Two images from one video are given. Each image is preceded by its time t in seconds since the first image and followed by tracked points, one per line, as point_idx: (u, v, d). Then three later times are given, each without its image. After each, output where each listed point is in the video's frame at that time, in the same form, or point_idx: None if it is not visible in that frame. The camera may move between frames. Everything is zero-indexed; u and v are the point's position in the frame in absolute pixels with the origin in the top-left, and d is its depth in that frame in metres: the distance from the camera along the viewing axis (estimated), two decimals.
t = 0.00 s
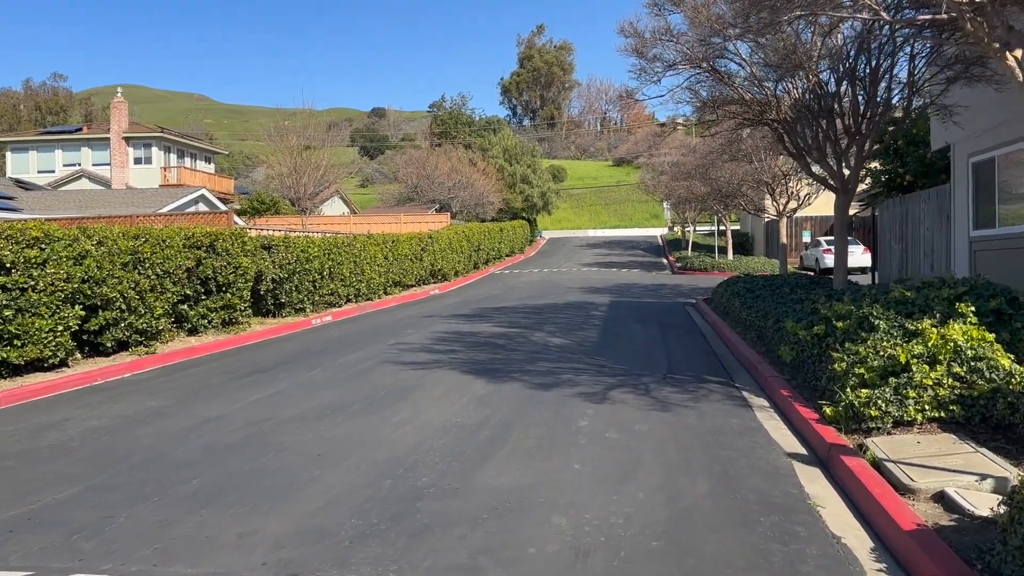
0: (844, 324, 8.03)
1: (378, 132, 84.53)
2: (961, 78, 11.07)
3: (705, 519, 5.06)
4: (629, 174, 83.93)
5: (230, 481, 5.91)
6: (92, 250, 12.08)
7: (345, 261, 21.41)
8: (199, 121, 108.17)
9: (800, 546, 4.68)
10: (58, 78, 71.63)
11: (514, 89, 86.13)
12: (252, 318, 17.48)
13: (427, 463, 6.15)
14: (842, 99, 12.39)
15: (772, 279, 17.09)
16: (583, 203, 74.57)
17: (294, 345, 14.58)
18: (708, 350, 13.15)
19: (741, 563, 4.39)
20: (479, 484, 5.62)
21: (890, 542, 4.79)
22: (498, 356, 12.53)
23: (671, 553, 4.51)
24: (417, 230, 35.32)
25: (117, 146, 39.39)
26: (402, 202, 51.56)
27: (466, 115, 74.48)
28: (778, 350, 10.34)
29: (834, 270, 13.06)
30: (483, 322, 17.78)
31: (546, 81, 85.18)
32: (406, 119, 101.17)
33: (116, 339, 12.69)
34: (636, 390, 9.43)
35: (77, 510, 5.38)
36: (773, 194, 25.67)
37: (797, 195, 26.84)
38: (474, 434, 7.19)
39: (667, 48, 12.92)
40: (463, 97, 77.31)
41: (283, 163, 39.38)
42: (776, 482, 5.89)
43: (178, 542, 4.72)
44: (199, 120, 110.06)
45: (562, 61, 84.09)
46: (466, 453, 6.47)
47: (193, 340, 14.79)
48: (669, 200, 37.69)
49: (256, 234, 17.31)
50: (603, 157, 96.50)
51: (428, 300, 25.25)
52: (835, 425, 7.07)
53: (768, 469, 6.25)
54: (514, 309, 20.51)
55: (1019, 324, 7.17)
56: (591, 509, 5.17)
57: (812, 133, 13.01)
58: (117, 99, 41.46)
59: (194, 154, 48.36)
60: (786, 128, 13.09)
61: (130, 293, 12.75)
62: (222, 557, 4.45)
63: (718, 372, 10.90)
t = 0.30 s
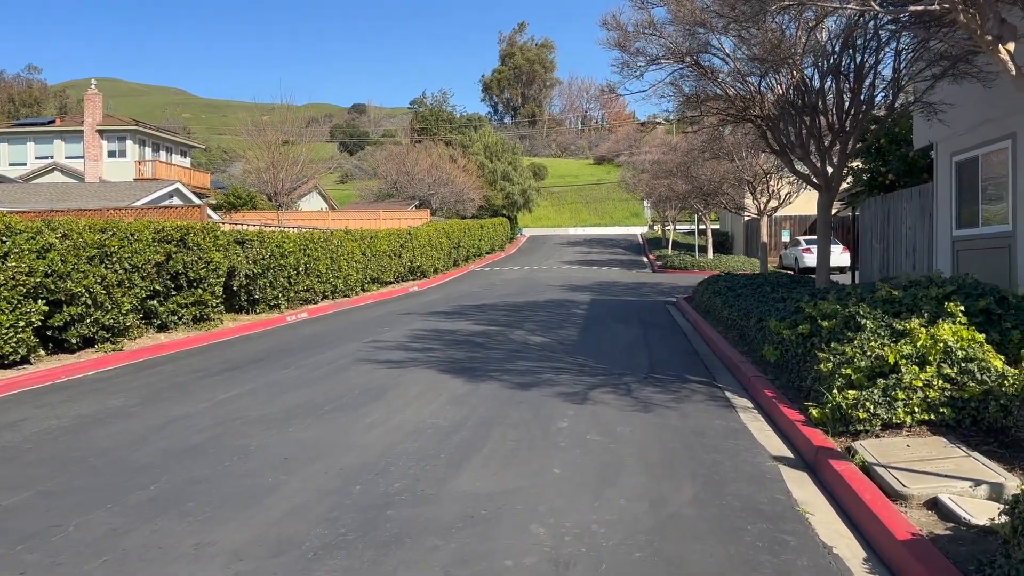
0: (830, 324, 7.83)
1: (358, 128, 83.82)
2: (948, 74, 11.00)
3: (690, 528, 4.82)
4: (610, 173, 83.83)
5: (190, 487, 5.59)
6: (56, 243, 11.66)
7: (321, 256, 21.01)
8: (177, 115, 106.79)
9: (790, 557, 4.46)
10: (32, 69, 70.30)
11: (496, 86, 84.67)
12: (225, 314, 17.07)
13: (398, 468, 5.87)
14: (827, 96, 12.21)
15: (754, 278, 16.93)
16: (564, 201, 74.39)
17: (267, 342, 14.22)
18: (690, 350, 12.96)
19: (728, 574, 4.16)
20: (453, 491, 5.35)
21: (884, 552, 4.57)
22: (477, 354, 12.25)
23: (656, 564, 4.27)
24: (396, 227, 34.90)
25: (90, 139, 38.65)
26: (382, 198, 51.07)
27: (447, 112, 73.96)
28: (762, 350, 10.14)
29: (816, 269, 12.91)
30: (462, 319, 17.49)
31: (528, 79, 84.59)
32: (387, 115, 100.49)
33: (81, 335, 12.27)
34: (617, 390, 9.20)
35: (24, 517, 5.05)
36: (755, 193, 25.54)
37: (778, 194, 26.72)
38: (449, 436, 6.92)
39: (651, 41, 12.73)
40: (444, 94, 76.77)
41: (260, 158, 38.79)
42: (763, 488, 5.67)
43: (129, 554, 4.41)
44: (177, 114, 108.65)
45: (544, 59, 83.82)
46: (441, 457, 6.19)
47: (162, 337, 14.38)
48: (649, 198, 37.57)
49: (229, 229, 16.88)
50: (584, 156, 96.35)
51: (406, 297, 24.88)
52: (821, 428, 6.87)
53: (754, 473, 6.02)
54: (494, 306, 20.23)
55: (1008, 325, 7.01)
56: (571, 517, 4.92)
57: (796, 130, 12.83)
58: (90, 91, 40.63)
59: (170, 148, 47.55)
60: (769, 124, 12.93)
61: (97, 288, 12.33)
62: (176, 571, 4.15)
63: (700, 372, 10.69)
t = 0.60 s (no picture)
0: (813, 325, 7.63)
1: (336, 124, 82.99)
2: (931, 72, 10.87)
3: (672, 541, 4.57)
4: (588, 171, 83.77)
5: (142, 497, 5.24)
6: (14, 237, 11.18)
7: (294, 252, 20.57)
8: (151, 109, 105.16)
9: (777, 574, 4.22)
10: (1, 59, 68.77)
11: (474, 83, 85.07)
12: (193, 311, 16.60)
13: (365, 475, 5.57)
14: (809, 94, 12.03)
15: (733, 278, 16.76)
16: (542, 198, 74.18)
17: (235, 340, 13.80)
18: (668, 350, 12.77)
19: None
20: (423, 500, 5.06)
21: (875, 568, 4.34)
22: (451, 354, 11.94)
23: None
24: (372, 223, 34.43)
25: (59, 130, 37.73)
26: (358, 194, 50.50)
27: (425, 108, 73.42)
28: (742, 351, 9.94)
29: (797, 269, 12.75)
30: (437, 317, 17.17)
31: (506, 76, 84.40)
32: (364, 111, 99.62)
33: (40, 332, 11.79)
34: (595, 392, 8.94)
35: None
36: (733, 192, 25.43)
37: (756, 193, 26.65)
38: (421, 441, 6.62)
39: (631, 36, 12.50)
40: (422, 90, 76.24)
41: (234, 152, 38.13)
42: (746, 497, 5.43)
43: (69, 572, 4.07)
44: (151, 107, 106.98)
45: (523, 56, 83.59)
46: (411, 463, 5.89)
47: (127, 334, 13.93)
48: (627, 197, 37.45)
49: (198, 223, 16.43)
50: (562, 154, 96.21)
51: (382, 294, 24.49)
52: (805, 433, 6.66)
53: (737, 482, 5.78)
54: (470, 304, 19.92)
55: (995, 328, 6.85)
56: (546, 529, 4.65)
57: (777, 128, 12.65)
58: (60, 82, 39.67)
59: (142, 141, 46.62)
60: (750, 122, 12.76)
61: (57, 284, 11.86)
62: None
63: (679, 373, 10.47)
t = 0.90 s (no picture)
0: (797, 323, 7.44)
1: (313, 118, 82.17)
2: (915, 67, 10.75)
3: (654, 551, 4.34)
4: (566, 168, 83.67)
5: (92, 504, 4.91)
6: None
7: (267, 247, 20.13)
8: (125, 102, 103.56)
9: None
10: None
11: (453, 78, 84.75)
12: (161, 306, 16.14)
13: (332, 481, 5.28)
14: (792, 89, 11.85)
15: (711, 275, 16.60)
16: (520, 195, 73.94)
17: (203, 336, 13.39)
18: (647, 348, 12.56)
19: None
20: (391, 508, 4.78)
21: None
22: (426, 351, 11.65)
23: None
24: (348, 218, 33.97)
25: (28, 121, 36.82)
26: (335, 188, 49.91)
27: (403, 103, 72.90)
28: (723, 349, 9.75)
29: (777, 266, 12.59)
30: (413, 314, 16.85)
31: (485, 72, 84.13)
32: (342, 105, 98.77)
33: None
34: (573, 391, 8.70)
35: None
36: (712, 188, 25.30)
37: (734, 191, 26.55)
38: (392, 443, 6.34)
39: (612, 28, 12.28)
40: (401, 85, 75.67)
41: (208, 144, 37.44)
42: (731, 503, 5.22)
43: None
44: (125, 100, 105.39)
45: (502, 52, 83.33)
46: (380, 468, 5.61)
47: (92, 330, 13.49)
48: (606, 194, 37.30)
49: (167, 217, 15.97)
50: (541, 151, 96.01)
51: (357, 290, 24.10)
52: (789, 434, 6.46)
53: (721, 486, 5.56)
54: (446, 301, 19.62)
55: (983, 327, 6.70)
56: (523, 539, 4.39)
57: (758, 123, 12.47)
58: (29, 71, 38.73)
59: (113, 133, 45.71)
60: (731, 117, 12.57)
61: (17, 277, 11.41)
62: None
63: (659, 372, 10.27)
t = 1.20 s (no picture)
0: (781, 328, 7.26)
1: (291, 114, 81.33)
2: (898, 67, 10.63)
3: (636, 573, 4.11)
4: (546, 166, 83.51)
5: (37, 526, 4.59)
6: None
7: (240, 245, 19.71)
8: (99, 96, 102.06)
9: None
10: None
11: (432, 74, 84.37)
12: (129, 306, 15.69)
13: (297, 498, 5.00)
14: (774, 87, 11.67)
15: (692, 275, 16.46)
16: (500, 192, 73.67)
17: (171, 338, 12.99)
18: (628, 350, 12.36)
19: None
20: (359, 529, 4.51)
21: None
22: (402, 354, 11.37)
23: None
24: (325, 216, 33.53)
25: None
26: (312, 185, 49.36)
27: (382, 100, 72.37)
28: (705, 353, 9.56)
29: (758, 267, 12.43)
30: (390, 315, 16.54)
31: (465, 69, 83.84)
32: (320, 102, 97.94)
33: None
34: (552, 397, 8.47)
35: None
36: (693, 187, 25.17)
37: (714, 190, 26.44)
38: (363, 455, 6.06)
39: (592, 24, 12.04)
40: (380, 81, 75.08)
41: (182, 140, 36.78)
42: (715, 518, 5.01)
43: None
44: (99, 95, 103.84)
45: (482, 49, 83.04)
46: (349, 483, 5.34)
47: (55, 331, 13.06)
48: (586, 193, 37.13)
49: (136, 214, 15.52)
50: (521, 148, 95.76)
51: (334, 289, 23.71)
52: (773, 443, 6.27)
53: (705, 500, 5.35)
54: (424, 301, 19.31)
55: (970, 332, 6.55)
56: (499, 562, 4.15)
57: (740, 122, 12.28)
58: None
59: (85, 128, 44.82)
60: (712, 116, 12.37)
61: None
62: None
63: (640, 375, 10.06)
